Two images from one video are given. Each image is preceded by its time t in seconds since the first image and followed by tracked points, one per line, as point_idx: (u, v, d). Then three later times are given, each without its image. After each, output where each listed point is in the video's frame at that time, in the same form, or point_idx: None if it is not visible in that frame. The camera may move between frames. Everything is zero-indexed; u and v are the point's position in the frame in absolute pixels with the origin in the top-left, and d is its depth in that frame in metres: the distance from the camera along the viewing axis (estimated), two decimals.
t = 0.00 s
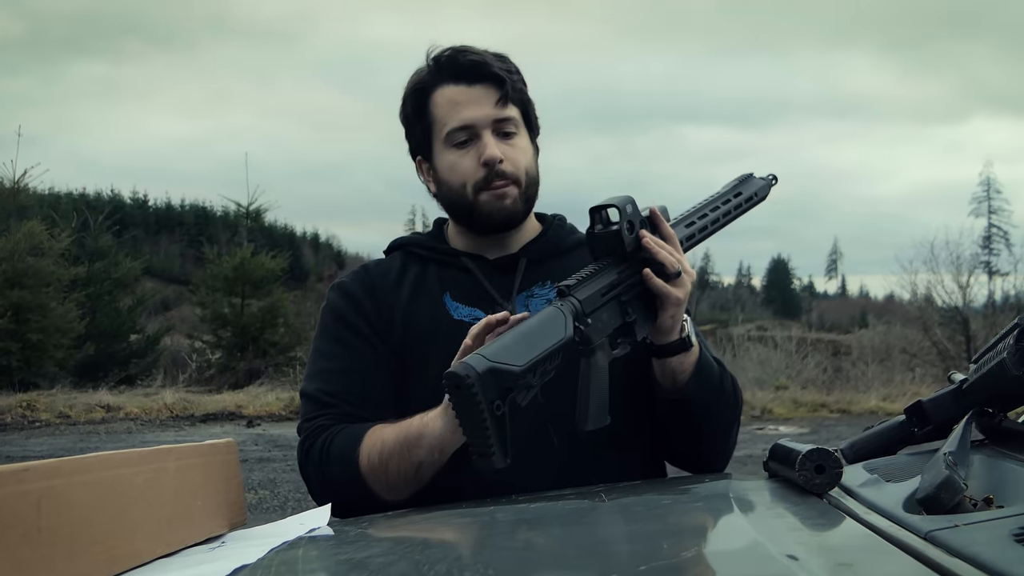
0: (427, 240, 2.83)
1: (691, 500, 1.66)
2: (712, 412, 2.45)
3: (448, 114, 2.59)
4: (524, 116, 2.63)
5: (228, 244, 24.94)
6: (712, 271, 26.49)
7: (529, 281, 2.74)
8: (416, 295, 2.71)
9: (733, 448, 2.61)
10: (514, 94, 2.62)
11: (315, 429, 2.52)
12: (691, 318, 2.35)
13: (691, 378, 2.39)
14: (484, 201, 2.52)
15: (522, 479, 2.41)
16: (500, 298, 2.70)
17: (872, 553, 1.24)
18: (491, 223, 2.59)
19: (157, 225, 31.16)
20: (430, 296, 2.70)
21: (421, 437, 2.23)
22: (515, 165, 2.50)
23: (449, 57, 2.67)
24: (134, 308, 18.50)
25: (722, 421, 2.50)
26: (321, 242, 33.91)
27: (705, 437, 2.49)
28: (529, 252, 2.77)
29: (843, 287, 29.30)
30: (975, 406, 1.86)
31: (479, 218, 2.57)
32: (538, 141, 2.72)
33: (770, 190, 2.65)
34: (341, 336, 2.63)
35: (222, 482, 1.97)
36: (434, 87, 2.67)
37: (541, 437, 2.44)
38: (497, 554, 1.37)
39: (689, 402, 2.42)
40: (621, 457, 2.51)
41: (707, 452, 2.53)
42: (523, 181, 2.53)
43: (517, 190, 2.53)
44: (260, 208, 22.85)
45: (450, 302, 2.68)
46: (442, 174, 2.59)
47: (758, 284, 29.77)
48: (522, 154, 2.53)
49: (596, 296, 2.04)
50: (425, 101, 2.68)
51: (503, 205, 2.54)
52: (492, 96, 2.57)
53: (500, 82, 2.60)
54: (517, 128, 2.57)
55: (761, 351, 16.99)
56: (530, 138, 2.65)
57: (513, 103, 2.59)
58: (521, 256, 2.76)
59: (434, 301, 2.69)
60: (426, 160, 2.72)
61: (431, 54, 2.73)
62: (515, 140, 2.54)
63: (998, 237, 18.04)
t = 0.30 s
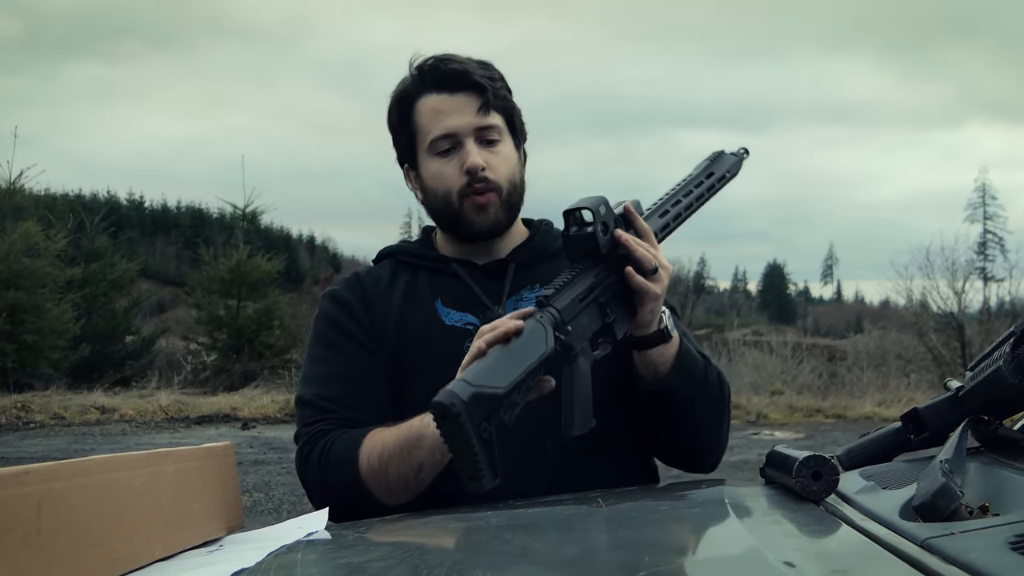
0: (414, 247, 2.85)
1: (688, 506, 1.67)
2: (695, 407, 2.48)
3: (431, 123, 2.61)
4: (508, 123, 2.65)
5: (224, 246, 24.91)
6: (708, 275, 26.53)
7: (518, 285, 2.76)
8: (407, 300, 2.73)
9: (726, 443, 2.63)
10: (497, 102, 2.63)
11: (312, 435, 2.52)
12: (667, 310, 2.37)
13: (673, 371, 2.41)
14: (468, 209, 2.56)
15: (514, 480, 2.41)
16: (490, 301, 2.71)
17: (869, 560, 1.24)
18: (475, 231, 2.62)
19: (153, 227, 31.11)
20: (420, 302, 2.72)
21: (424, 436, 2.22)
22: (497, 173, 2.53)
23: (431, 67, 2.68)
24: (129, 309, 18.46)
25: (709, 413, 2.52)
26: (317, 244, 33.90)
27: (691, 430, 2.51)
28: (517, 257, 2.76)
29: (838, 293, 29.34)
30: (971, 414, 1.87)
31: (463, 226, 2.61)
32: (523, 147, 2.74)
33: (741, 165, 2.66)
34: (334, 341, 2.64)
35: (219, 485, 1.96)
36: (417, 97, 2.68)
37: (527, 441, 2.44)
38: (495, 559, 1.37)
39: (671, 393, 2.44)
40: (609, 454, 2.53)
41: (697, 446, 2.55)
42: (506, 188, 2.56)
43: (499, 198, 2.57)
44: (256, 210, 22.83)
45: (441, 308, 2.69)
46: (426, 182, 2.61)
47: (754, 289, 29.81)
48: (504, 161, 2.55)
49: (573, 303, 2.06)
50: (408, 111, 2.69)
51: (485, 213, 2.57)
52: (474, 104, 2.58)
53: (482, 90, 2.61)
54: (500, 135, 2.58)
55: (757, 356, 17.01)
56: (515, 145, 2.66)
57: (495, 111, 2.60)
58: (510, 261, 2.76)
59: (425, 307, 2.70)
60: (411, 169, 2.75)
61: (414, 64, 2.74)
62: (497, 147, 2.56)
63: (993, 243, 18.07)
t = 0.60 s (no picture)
0: (403, 253, 2.86)
1: (686, 507, 1.67)
2: (690, 395, 2.51)
3: (416, 128, 2.63)
4: (492, 126, 2.67)
5: (221, 252, 24.88)
6: (705, 279, 26.56)
7: (507, 287, 2.77)
8: (398, 305, 2.74)
9: (721, 432, 2.66)
10: (481, 105, 2.64)
11: (308, 442, 2.50)
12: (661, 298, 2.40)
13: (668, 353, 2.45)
14: (454, 214, 2.58)
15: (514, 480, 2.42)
16: (479, 304, 2.71)
17: (866, 560, 1.25)
18: (464, 234, 2.63)
19: (149, 233, 31.04)
20: (410, 307, 2.72)
21: (425, 439, 2.22)
22: (484, 177, 2.56)
23: (413, 72, 2.69)
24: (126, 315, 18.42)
25: (704, 402, 2.56)
26: (313, 249, 33.91)
27: (687, 421, 2.56)
28: (506, 260, 2.79)
29: (835, 297, 29.36)
30: (968, 416, 1.87)
31: (451, 230, 2.62)
32: (508, 149, 2.75)
33: (726, 136, 2.67)
34: (326, 349, 2.64)
35: (218, 488, 1.96)
36: (399, 102, 2.70)
37: (525, 443, 2.45)
38: (493, 559, 1.38)
39: (666, 382, 2.48)
40: (606, 448, 2.57)
41: (694, 436, 2.59)
42: (493, 192, 2.58)
43: (486, 203, 2.59)
44: (253, 216, 22.81)
45: (431, 313, 2.70)
46: (413, 187, 2.64)
47: (751, 293, 29.83)
48: (490, 164, 2.57)
49: (572, 305, 2.05)
50: (392, 115, 2.71)
51: (474, 218, 2.59)
52: (457, 108, 2.60)
53: (466, 93, 2.63)
54: (486, 137, 2.60)
55: (754, 361, 17.01)
56: (500, 147, 2.68)
57: (480, 114, 2.62)
58: (499, 263, 2.79)
59: (415, 312, 2.71)
60: (397, 175, 2.77)
61: (396, 70, 2.75)
62: (483, 150, 2.58)
63: (990, 247, 18.08)
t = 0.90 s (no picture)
0: (393, 259, 2.87)
1: (680, 507, 1.67)
2: (688, 402, 2.53)
3: (405, 131, 2.63)
4: (481, 128, 2.67)
5: (218, 254, 24.86)
6: (702, 281, 26.58)
7: (500, 291, 2.79)
8: (390, 311, 2.74)
9: (715, 438, 2.68)
10: (469, 107, 2.65)
11: (302, 453, 2.50)
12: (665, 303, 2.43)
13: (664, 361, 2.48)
14: (444, 219, 2.59)
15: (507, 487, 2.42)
16: (472, 309, 2.73)
17: (861, 560, 1.25)
18: (453, 238, 2.64)
19: (146, 236, 31.01)
20: (403, 314, 2.73)
21: (421, 450, 2.22)
22: (473, 180, 2.57)
23: (402, 75, 2.70)
24: (124, 318, 18.39)
25: (699, 410, 2.57)
26: (310, 252, 33.90)
27: (682, 428, 2.56)
28: (498, 263, 2.80)
29: (833, 298, 29.40)
30: (961, 416, 1.88)
31: (439, 233, 2.63)
32: (497, 151, 2.77)
33: (697, 152, 2.68)
34: (317, 356, 2.64)
35: (213, 492, 1.97)
36: (388, 105, 2.70)
37: (519, 449, 2.45)
38: (488, 560, 1.38)
39: (663, 387, 2.49)
40: (601, 454, 2.57)
41: (688, 442, 2.60)
42: (483, 196, 2.59)
43: (477, 207, 2.60)
44: (250, 219, 22.82)
45: (424, 319, 2.70)
46: (402, 191, 2.65)
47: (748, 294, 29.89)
48: (480, 168, 2.59)
49: (563, 313, 2.09)
50: (379, 118, 2.71)
51: (464, 222, 2.60)
52: (446, 111, 2.61)
53: (454, 96, 2.63)
54: (475, 141, 2.61)
55: (752, 361, 17.04)
56: (490, 150, 2.69)
57: (468, 116, 2.62)
58: (490, 267, 2.80)
59: (408, 319, 2.71)
60: (386, 178, 2.77)
61: (384, 72, 2.76)
62: (472, 153, 2.59)
63: (987, 248, 18.11)
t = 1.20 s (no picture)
0: (383, 266, 2.89)
1: (676, 509, 1.68)
2: (678, 403, 2.53)
3: (395, 139, 2.64)
4: (472, 135, 2.68)
5: (214, 258, 24.85)
6: (699, 280, 26.60)
7: (491, 296, 2.79)
8: (380, 319, 2.75)
9: (706, 437, 2.69)
10: (460, 115, 2.65)
11: (295, 464, 2.51)
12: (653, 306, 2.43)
13: (654, 361, 2.48)
14: (434, 226, 2.60)
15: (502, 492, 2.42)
16: (464, 315, 2.74)
17: (857, 560, 1.25)
18: (443, 245, 2.65)
19: (143, 241, 30.97)
20: (393, 321, 2.73)
21: (413, 457, 2.23)
22: (464, 189, 2.58)
23: (392, 81, 2.69)
24: (121, 323, 18.37)
25: (690, 410, 2.58)
26: (306, 255, 33.87)
27: (673, 429, 2.57)
28: (488, 267, 2.81)
29: (830, 296, 29.39)
30: (957, 415, 1.89)
31: (430, 241, 2.64)
32: (487, 157, 2.77)
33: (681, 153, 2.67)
34: (308, 366, 2.64)
35: (211, 498, 1.96)
36: (378, 112, 2.70)
37: (512, 454, 2.45)
38: (486, 563, 1.38)
39: (653, 387, 2.50)
40: (593, 457, 2.58)
41: (679, 443, 2.61)
42: (473, 204, 2.60)
43: (466, 215, 2.61)
44: (247, 222, 22.81)
45: (414, 326, 2.71)
46: (392, 198, 2.65)
47: (745, 293, 29.90)
48: (470, 176, 2.59)
49: (554, 314, 2.09)
50: (370, 125, 2.71)
51: (453, 228, 2.61)
52: (436, 119, 2.61)
53: (445, 104, 2.64)
54: (465, 149, 2.62)
55: (749, 360, 17.04)
56: (480, 157, 2.70)
57: (459, 124, 2.63)
58: (480, 272, 2.80)
59: (398, 327, 2.72)
60: (375, 183, 2.78)
61: (375, 78, 2.76)
62: (463, 161, 2.59)
63: (983, 244, 18.08)
